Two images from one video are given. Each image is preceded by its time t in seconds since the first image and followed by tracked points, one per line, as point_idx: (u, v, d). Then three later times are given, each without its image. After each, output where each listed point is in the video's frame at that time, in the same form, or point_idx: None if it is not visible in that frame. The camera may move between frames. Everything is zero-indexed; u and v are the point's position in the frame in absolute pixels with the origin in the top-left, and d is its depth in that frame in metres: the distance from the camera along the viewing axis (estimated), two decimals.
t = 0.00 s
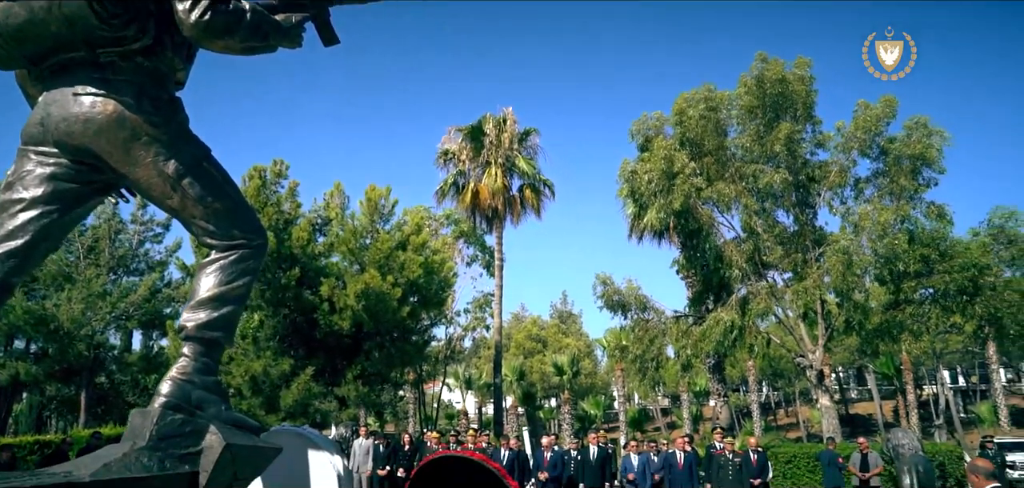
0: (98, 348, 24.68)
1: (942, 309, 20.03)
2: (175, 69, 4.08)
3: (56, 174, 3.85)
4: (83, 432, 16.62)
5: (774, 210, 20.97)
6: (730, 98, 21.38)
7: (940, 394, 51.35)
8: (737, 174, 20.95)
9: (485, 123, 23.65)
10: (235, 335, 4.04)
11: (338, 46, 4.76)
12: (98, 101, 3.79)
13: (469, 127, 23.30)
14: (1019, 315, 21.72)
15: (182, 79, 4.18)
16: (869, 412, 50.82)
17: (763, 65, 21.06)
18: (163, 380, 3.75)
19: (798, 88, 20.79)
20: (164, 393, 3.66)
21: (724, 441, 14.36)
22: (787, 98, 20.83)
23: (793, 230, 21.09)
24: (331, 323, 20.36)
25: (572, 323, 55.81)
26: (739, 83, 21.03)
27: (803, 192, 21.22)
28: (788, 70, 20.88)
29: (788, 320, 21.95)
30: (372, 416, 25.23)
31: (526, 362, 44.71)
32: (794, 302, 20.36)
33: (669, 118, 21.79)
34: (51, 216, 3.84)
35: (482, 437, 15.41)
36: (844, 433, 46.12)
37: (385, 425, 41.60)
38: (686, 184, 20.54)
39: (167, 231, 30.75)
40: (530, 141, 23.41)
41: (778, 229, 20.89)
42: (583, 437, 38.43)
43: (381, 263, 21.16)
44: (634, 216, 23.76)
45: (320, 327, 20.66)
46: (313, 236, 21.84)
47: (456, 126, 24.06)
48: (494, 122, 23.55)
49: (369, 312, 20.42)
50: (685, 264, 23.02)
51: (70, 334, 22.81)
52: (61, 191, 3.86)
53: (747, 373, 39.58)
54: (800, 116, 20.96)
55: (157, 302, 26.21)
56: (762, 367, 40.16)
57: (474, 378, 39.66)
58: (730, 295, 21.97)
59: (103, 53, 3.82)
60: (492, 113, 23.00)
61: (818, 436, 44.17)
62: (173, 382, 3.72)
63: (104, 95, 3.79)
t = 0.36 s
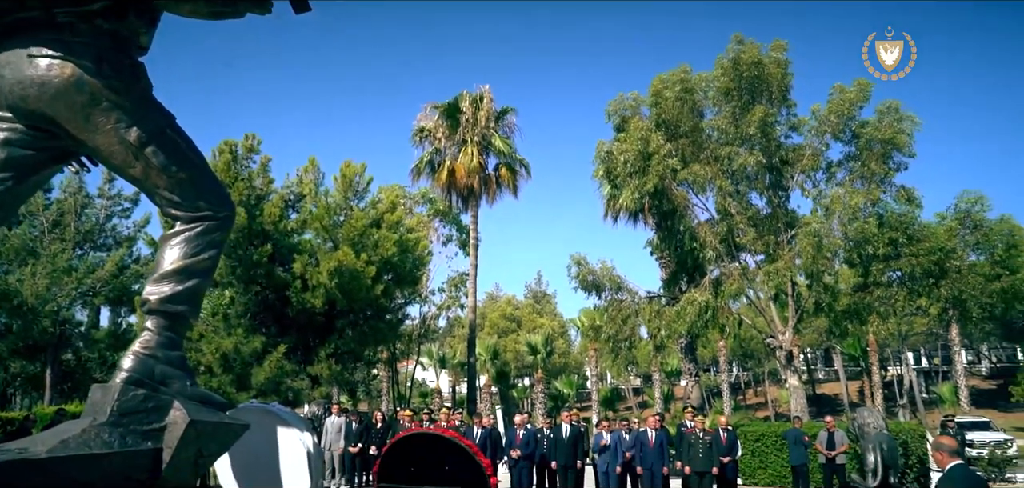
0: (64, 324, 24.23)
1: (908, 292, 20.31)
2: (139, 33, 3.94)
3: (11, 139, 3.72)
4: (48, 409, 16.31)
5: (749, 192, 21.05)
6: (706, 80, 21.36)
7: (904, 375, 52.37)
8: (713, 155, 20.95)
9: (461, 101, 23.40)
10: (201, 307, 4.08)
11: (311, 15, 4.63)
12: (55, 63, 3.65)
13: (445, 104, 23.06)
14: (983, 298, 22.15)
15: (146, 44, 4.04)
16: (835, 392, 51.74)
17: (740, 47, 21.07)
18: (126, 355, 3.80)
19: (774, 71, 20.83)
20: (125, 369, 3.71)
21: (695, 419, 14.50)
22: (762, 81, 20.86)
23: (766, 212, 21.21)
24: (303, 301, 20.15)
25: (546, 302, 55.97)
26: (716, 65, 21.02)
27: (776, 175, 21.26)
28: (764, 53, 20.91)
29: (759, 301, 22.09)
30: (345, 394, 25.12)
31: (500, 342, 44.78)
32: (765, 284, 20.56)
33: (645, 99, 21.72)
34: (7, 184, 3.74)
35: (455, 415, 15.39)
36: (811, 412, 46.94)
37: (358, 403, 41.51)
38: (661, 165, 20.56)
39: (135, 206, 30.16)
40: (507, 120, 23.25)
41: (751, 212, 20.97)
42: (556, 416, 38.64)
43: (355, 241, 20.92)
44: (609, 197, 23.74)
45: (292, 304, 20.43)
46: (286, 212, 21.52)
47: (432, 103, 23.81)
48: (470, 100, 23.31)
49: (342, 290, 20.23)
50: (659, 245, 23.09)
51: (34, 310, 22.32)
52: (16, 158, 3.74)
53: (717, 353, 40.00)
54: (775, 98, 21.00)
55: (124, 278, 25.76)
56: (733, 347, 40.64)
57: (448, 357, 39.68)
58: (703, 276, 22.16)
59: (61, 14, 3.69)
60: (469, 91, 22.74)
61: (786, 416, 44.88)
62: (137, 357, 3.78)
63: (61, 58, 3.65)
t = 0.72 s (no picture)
0: (26, 300, 23.68)
1: (874, 275, 20.53)
2: None
3: None
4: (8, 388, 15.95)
5: (722, 175, 21.17)
6: (681, 62, 21.29)
7: (869, 357, 53.26)
8: (687, 137, 20.92)
9: (436, 78, 23.09)
10: (162, 279, 4.23)
11: None
12: (8, 23, 3.70)
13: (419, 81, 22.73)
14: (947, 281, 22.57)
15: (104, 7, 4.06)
16: (801, 374, 52.48)
17: (716, 29, 21.01)
18: (85, 329, 3.90)
19: (749, 54, 20.83)
20: (84, 345, 3.81)
21: (665, 399, 14.61)
22: (737, 64, 20.83)
23: (739, 195, 21.30)
24: (274, 278, 19.94)
25: (520, 283, 55.98)
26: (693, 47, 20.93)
27: (749, 158, 21.38)
28: (740, 36, 20.87)
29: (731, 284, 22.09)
30: (315, 373, 24.92)
31: (473, 321, 44.75)
32: (737, 266, 20.73)
33: (621, 79, 21.59)
34: None
35: (427, 394, 15.34)
36: (778, 392, 47.63)
37: (329, 382, 41.27)
38: (636, 145, 20.48)
39: (100, 180, 29.46)
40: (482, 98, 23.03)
41: (724, 195, 21.04)
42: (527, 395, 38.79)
43: (327, 219, 20.59)
44: (584, 178, 23.68)
45: (262, 282, 20.19)
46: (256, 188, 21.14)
47: (407, 80, 23.49)
48: (446, 77, 22.99)
49: (314, 268, 19.98)
50: (632, 226, 23.12)
51: None
52: None
53: (688, 334, 40.34)
54: (750, 81, 21.00)
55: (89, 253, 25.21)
56: (704, 327, 41.06)
57: (420, 336, 39.55)
58: (676, 258, 22.26)
59: None
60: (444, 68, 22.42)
61: (754, 395, 45.55)
62: (96, 332, 3.89)
63: (16, 19, 3.71)
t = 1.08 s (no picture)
0: None
1: (843, 256, 20.90)
2: None
3: None
4: None
5: (697, 155, 21.16)
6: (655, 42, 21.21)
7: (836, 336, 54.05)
8: (663, 117, 20.91)
9: (411, 54, 22.78)
10: (122, 247, 5.01)
11: None
12: None
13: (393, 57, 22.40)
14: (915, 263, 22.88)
15: None
16: (770, 353, 53.13)
17: (691, 9, 20.95)
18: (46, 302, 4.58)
19: (724, 34, 20.78)
20: (42, 319, 4.43)
21: (636, 377, 14.70)
22: (712, 44, 20.82)
23: (713, 176, 21.36)
24: (244, 256, 19.67)
25: (494, 262, 55.88)
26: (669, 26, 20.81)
27: (723, 139, 21.42)
28: (715, 18, 20.80)
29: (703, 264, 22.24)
30: (287, 351, 24.78)
31: (446, 300, 44.67)
32: (710, 245, 20.88)
33: (597, 58, 21.45)
34: None
35: (400, 371, 15.29)
36: (748, 371, 48.23)
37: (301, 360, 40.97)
38: (611, 123, 20.43)
39: (63, 154, 28.77)
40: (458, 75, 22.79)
41: (698, 176, 21.06)
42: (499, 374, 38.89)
43: (299, 196, 20.31)
44: (558, 157, 23.63)
45: (231, 259, 19.95)
46: (225, 163, 20.80)
47: (380, 55, 23.19)
48: (420, 53, 22.67)
49: (285, 245, 19.71)
50: (606, 206, 23.11)
51: None
52: None
53: (660, 313, 40.60)
54: (724, 61, 21.02)
55: (53, 229, 24.68)
56: (675, 306, 41.33)
57: (394, 315, 39.39)
58: (650, 238, 22.30)
59: None
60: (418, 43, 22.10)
61: (724, 374, 46.07)
62: (55, 307, 4.54)
63: None
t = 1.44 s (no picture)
0: None
1: (813, 237, 20.93)
2: None
3: None
4: None
5: (671, 136, 21.21)
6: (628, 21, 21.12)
7: (805, 316, 54.81)
8: (637, 97, 20.89)
9: (384, 31, 22.46)
10: (83, 221, 4.94)
11: None
12: None
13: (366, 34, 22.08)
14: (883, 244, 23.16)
15: None
16: (741, 332, 53.76)
17: None
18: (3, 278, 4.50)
19: (699, 15, 20.73)
20: None
21: (610, 357, 14.71)
22: (686, 25, 20.79)
23: (686, 157, 21.45)
24: (213, 235, 19.36)
25: (468, 243, 55.73)
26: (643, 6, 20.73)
27: (696, 120, 21.47)
28: None
29: (675, 245, 22.36)
30: (259, 331, 24.58)
31: (420, 281, 44.54)
32: (684, 226, 20.98)
33: (572, 38, 21.30)
34: None
35: (373, 352, 15.22)
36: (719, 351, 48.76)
37: (273, 341, 40.69)
38: (586, 103, 20.37)
39: (25, 130, 28.05)
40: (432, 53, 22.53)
41: (672, 156, 21.10)
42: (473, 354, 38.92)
43: (270, 174, 19.97)
44: (533, 136, 23.54)
45: (201, 239, 19.65)
46: (193, 140, 20.42)
47: (353, 32, 22.85)
48: (394, 30, 22.36)
49: (255, 224, 19.41)
50: (581, 187, 23.07)
51: None
52: None
53: (632, 294, 40.81)
54: (698, 42, 21.01)
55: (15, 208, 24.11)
56: (648, 286, 41.57)
57: (367, 295, 39.20)
58: (623, 218, 22.35)
59: None
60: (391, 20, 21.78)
61: (696, 354, 46.53)
62: (13, 284, 4.46)
63: None
